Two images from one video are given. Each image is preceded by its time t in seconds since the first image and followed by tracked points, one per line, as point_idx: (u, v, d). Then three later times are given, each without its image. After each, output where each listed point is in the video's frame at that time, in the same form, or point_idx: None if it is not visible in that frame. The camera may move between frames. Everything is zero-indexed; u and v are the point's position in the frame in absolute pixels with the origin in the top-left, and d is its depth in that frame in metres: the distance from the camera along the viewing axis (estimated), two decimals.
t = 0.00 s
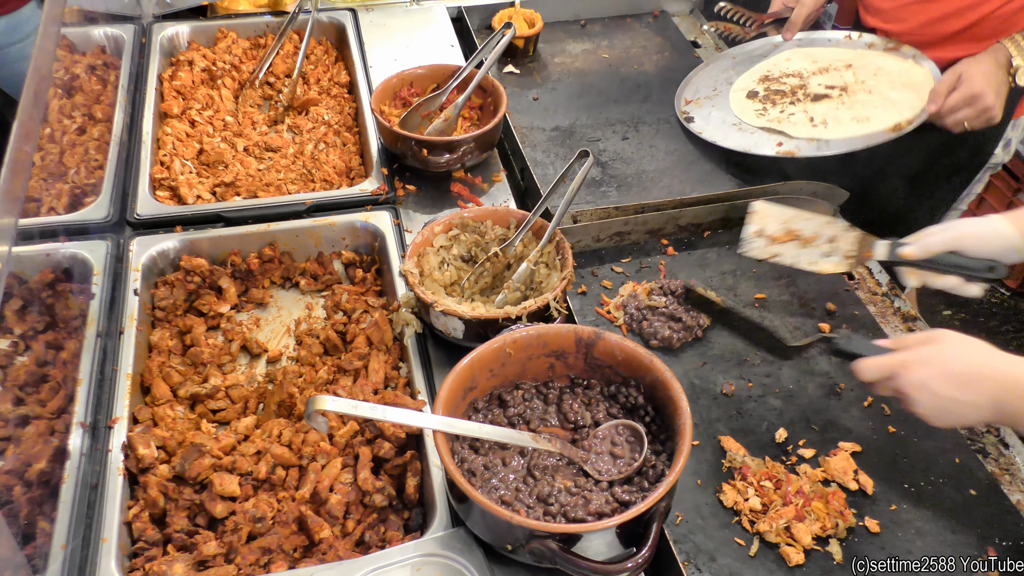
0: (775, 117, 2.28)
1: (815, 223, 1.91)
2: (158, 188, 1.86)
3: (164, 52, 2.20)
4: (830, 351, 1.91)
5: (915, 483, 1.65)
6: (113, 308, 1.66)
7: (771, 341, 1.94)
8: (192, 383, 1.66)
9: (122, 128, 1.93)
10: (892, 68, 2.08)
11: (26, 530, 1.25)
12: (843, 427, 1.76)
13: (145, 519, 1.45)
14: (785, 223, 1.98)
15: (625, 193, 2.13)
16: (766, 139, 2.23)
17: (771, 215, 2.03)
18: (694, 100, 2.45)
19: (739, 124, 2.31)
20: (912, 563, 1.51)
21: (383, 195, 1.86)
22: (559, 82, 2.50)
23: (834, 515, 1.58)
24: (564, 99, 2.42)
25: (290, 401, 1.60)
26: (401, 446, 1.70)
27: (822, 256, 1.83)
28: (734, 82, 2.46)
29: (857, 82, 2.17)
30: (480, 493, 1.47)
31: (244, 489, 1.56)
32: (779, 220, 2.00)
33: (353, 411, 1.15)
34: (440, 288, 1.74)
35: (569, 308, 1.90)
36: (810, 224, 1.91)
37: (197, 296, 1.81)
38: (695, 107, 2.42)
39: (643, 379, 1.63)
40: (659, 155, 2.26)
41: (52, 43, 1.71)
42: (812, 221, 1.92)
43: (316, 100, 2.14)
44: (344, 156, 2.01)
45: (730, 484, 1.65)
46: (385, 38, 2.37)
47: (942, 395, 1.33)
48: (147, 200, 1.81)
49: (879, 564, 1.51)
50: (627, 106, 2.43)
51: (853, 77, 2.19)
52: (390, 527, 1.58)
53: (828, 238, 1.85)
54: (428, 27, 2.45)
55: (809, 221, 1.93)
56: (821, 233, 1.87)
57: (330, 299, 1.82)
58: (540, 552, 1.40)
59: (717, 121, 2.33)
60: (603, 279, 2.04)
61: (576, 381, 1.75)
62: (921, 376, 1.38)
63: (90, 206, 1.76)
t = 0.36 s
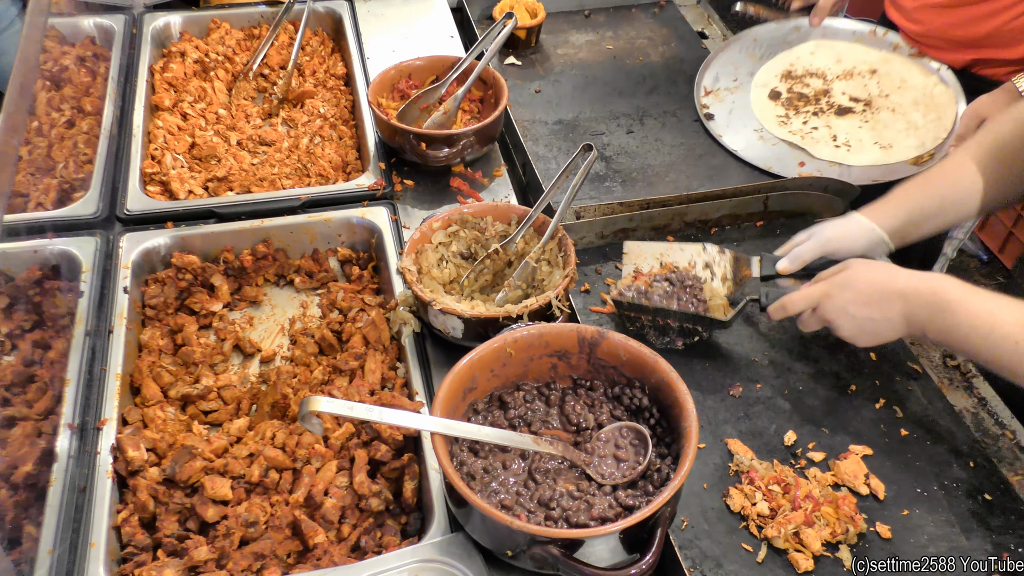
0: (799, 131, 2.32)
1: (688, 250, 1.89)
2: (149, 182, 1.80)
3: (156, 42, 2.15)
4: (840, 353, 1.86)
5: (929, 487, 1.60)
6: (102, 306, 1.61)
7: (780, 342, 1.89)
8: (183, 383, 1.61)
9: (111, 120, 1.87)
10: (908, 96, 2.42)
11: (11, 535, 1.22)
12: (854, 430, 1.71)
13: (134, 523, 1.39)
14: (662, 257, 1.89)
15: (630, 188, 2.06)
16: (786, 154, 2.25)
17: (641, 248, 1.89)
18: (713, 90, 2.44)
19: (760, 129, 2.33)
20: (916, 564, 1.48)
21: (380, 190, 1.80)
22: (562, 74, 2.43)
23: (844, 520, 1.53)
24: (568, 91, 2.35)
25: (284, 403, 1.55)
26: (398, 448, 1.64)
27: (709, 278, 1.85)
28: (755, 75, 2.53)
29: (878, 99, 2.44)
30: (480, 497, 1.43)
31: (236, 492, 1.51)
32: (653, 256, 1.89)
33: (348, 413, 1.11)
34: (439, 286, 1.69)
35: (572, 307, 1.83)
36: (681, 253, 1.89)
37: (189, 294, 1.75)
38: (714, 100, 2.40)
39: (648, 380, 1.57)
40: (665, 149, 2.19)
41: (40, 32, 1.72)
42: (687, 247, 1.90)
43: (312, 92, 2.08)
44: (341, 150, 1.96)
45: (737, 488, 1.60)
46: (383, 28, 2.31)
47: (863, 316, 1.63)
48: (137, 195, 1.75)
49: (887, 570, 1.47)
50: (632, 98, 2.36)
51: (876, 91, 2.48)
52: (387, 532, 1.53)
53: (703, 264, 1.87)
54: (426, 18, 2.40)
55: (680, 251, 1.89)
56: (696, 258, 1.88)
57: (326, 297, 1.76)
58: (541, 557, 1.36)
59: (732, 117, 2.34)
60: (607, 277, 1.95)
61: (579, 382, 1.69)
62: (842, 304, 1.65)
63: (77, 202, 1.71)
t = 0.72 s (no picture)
0: (786, 82, 2.06)
1: (737, 209, 1.79)
2: (137, 180, 1.75)
3: (145, 36, 2.09)
4: (849, 355, 1.80)
5: (941, 494, 1.55)
6: (89, 306, 1.56)
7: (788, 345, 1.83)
8: (173, 387, 1.56)
9: (99, 116, 1.82)
10: (911, 32, 1.89)
11: None
12: (864, 436, 1.66)
13: (122, 531, 1.35)
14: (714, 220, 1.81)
15: (633, 185, 2.00)
16: (773, 109, 2.09)
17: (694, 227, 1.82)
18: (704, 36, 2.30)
19: (748, 82, 2.16)
20: (916, 564, 1.44)
21: (375, 188, 1.75)
22: (563, 69, 2.37)
23: (854, 528, 1.49)
24: (568, 86, 2.30)
25: (277, 407, 1.50)
26: (394, 454, 1.59)
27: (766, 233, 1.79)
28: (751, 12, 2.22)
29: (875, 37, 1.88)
30: (478, 505, 1.39)
31: (227, 499, 1.46)
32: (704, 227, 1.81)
33: (339, 417, 1.08)
34: (437, 286, 1.63)
35: (573, 308, 1.77)
36: (731, 214, 1.79)
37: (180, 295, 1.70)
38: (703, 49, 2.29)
39: (652, 383, 1.52)
40: (669, 145, 2.13)
41: (23, 25, 1.67)
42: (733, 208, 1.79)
43: (305, 87, 2.03)
44: (335, 147, 1.90)
45: (743, 495, 1.55)
46: (379, 22, 2.26)
47: (939, 327, 1.38)
48: (126, 193, 1.70)
49: (887, 569, 1.44)
50: (636, 93, 2.29)
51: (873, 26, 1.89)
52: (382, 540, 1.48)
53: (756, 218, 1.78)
54: (424, 11, 2.34)
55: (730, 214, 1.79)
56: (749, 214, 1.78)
57: (320, 298, 1.70)
58: (541, 566, 1.31)
59: (722, 71, 2.24)
60: (609, 278, 1.90)
61: (581, 386, 1.63)
62: (913, 311, 1.40)
63: (65, 200, 1.66)
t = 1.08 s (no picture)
0: None
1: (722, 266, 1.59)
2: (128, 174, 1.69)
3: (137, 26, 2.04)
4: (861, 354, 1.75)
5: (957, 498, 1.50)
6: (79, 304, 1.51)
7: (798, 345, 1.78)
8: (165, 387, 1.51)
9: (89, 108, 1.76)
10: None
11: None
12: (877, 438, 1.60)
13: (114, 536, 1.30)
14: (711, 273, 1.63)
15: (639, 179, 1.94)
16: None
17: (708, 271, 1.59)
18: None
19: None
20: (913, 564, 1.41)
21: (374, 182, 1.70)
22: (567, 59, 2.31)
23: (867, 533, 1.44)
24: (573, 78, 2.24)
25: (272, 408, 1.45)
26: (393, 456, 1.54)
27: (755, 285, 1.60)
28: None
29: None
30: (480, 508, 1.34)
31: (221, 503, 1.42)
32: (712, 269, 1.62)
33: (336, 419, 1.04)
34: (437, 284, 1.58)
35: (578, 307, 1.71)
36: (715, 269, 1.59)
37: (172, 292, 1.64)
38: None
39: (659, 384, 1.47)
40: (677, 137, 2.06)
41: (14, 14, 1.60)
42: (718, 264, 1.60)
43: (302, 78, 1.98)
44: (332, 140, 1.85)
45: (753, 499, 1.50)
46: (377, 12, 2.20)
47: (889, 303, 1.39)
48: (117, 187, 1.64)
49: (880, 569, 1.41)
50: (642, 84, 2.23)
51: None
52: (381, 545, 1.43)
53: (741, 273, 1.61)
54: None
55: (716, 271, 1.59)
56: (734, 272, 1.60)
57: (316, 296, 1.65)
58: (545, 572, 1.27)
59: None
60: (615, 275, 1.85)
61: (586, 387, 1.58)
62: (865, 285, 1.42)
63: (55, 195, 1.61)
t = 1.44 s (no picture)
0: None
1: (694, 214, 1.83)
2: (113, 163, 1.64)
3: (122, 11, 1.98)
4: (870, 348, 1.69)
5: (967, 496, 1.45)
6: (62, 297, 1.46)
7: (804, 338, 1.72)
8: (151, 382, 1.46)
9: (73, 95, 1.71)
10: None
11: None
12: (886, 435, 1.56)
13: (98, 535, 1.26)
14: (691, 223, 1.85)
15: (640, 168, 1.89)
16: None
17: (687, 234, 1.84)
18: None
19: None
20: (916, 563, 1.37)
21: (367, 171, 1.64)
22: (566, 45, 2.24)
23: (875, 532, 1.39)
24: (572, 64, 2.18)
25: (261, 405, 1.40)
26: (386, 454, 1.49)
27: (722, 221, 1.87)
28: None
29: None
30: (476, 507, 1.30)
31: (209, 501, 1.37)
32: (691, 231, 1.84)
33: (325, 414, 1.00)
34: (432, 276, 1.55)
35: (577, 300, 1.66)
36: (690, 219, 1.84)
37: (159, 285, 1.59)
38: None
39: (661, 379, 1.42)
40: (679, 126, 2.00)
41: None
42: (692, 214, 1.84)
43: (292, 64, 1.92)
44: (324, 128, 1.80)
45: (758, 497, 1.46)
46: None
47: (998, 288, 1.34)
48: (101, 177, 1.59)
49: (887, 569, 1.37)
50: (644, 71, 2.17)
51: None
52: (374, 545, 1.38)
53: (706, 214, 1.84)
54: None
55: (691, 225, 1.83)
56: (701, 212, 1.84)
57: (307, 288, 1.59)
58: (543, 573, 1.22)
59: None
60: (616, 267, 1.80)
61: (585, 382, 1.52)
62: (966, 275, 1.35)
63: (37, 184, 1.55)
